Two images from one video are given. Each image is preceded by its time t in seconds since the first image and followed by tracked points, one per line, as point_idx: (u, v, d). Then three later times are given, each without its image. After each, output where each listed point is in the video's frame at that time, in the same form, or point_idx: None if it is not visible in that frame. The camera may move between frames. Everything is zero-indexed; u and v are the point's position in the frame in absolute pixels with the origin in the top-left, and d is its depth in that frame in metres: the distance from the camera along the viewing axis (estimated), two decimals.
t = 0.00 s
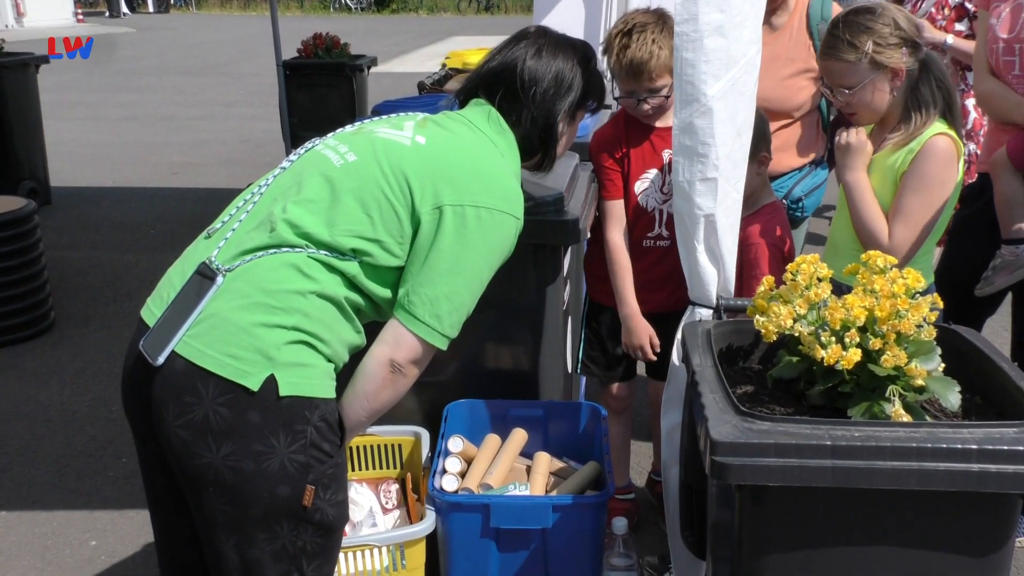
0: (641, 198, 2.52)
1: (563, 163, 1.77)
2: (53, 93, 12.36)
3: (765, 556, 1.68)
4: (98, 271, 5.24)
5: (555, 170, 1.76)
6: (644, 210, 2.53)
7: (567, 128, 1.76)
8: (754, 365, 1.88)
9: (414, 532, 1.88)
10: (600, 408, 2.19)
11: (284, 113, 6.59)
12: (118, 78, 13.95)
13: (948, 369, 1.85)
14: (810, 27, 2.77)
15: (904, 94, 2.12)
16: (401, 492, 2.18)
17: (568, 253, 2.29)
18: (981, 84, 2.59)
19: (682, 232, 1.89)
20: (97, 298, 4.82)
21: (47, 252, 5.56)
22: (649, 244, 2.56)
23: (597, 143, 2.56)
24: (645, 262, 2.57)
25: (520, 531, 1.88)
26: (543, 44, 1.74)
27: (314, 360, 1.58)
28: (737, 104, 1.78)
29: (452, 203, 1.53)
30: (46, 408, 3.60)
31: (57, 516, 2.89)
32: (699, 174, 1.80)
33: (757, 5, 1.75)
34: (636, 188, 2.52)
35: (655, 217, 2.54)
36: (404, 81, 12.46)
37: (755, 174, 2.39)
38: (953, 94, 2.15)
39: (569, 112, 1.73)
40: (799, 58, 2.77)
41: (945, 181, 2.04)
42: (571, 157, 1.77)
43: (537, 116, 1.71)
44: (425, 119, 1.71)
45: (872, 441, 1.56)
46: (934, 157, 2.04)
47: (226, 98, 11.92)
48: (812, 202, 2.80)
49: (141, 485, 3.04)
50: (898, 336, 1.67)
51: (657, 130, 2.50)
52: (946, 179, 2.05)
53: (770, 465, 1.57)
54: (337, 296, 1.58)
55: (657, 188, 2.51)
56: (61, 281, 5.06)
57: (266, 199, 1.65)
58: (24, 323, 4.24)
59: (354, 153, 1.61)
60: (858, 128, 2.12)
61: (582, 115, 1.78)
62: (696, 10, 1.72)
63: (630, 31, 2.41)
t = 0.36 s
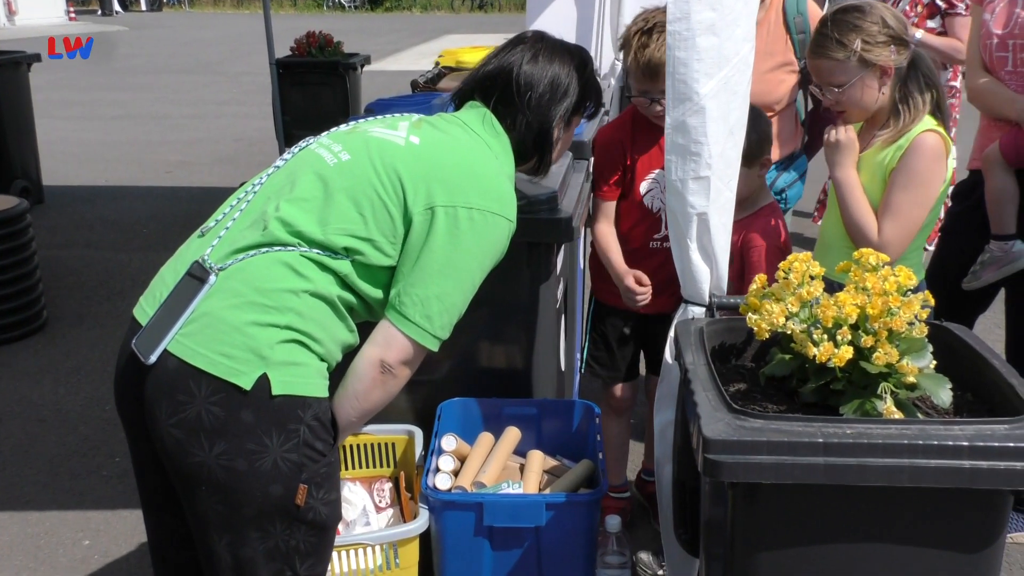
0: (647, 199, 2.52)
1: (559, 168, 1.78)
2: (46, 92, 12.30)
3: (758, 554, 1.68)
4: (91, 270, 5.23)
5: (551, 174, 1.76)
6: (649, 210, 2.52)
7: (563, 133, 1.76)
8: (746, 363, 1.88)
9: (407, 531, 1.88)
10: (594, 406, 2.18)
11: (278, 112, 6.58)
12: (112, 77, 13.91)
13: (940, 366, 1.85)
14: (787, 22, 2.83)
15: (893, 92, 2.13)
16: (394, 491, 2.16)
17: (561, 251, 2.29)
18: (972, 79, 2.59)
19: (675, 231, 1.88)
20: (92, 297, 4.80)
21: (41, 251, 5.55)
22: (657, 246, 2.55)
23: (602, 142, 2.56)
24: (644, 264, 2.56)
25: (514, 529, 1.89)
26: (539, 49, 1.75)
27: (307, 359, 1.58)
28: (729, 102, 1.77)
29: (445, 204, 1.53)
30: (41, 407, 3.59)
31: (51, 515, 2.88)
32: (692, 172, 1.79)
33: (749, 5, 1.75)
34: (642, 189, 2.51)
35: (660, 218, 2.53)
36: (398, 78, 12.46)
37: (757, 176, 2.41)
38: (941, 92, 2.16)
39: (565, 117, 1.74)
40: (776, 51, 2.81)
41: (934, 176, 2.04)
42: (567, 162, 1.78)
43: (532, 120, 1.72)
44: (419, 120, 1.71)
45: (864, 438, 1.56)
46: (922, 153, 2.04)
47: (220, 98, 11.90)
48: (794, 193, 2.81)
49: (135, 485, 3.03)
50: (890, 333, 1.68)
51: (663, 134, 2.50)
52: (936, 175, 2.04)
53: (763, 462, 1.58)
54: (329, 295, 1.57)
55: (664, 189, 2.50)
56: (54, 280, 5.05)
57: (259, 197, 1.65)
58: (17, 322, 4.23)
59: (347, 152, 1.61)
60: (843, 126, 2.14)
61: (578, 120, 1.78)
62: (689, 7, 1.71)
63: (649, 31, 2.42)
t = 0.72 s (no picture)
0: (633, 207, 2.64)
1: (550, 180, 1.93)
2: (60, 108, 12.53)
3: (732, 536, 1.81)
4: (108, 277, 5.38)
5: (542, 186, 1.91)
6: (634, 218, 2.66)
7: (553, 148, 1.91)
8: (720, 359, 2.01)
9: (408, 516, 2.01)
10: (579, 400, 2.31)
11: (283, 128, 6.74)
12: (125, 95, 14.15)
13: (901, 361, 1.99)
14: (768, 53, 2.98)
15: (853, 107, 2.28)
16: (394, 480, 2.31)
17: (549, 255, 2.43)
18: (931, 95, 2.72)
19: (653, 236, 2.01)
20: (109, 302, 4.95)
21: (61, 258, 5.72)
22: (637, 252, 2.67)
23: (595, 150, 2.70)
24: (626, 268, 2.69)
25: (505, 515, 2.02)
26: (530, 70, 1.88)
27: (310, 359, 1.72)
28: (702, 117, 1.91)
29: (440, 214, 1.67)
30: (62, 403, 3.74)
31: (74, 504, 3.02)
32: (668, 183, 1.92)
33: (720, 27, 1.89)
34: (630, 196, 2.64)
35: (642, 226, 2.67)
36: (399, 98, 12.67)
37: (740, 185, 2.53)
38: (897, 106, 2.33)
39: (555, 134, 1.88)
40: (754, 78, 2.95)
41: (890, 185, 2.19)
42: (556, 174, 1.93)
43: (524, 138, 1.87)
44: (417, 136, 1.85)
45: (828, 428, 1.69)
46: (879, 163, 2.19)
47: (228, 113, 12.11)
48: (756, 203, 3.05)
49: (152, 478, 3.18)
50: (852, 331, 1.80)
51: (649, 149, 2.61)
52: (892, 183, 2.20)
53: (735, 451, 1.70)
54: (331, 299, 1.71)
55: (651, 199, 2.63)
56: (71, 285, 5.21)
57: (266, 208, 1.79)
58: (39, 325, 4.38)
59: (350, 166, 1.75)
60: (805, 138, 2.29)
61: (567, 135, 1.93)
62: (663, 29, 1.83)
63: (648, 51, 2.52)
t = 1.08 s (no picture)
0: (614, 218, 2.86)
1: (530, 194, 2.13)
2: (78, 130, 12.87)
3: (694, 517, 1.94)
4: (130, 284, 5.61)
5: (523, 199, 2.12)
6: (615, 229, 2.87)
7: (532, 165, 2.12)
8: (683, 355, 2.20)
9: (401, 501, 2.20)
10: (557, 394, 2.52)
11: (290, 149, 7.00)
12: (139, 118, 14.51)
13: (844, 358, 2.19)
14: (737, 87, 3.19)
15: (801, 128, 2.49)
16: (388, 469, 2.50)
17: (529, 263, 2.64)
18: (873, 118, 3.08)
19: (621, 244, 2.23)
20: (128, 307, 5.18)
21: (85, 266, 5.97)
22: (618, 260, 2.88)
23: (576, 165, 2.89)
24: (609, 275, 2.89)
25: (489, 499, 2.22)
26: (510, 95, 2.10)
27: (311, 357, 1.92)
28: (665, 138, 2.13)
29: (429, 226, 1.88)
30: (85, 401, 3.96)
31: (97, 493, 3.23)
32: (634, 197, 2.15)
33: (681, 57, 2.11)
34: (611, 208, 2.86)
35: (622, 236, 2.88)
36: (399, 120, 13.06)
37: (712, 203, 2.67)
38: (841, 127, 2.54)
39: (533, 152, 2.09)
40: (720, 106, 3.14)
41: (833, 197, 2.43)
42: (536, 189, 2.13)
43: (505, 156, 2.07)
44: (409, 156, 2.07)
45: (779, 417, 1.82)
46: (824, 178, 2.43)
47: (237, 135, 12.43)
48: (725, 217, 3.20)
49: (165, 472, 3.37)
50: (800, 330, 1.97)
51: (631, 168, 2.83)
52: (836, 196, 2.44)
53: (695, 439, 1.83)
54: (330, 303, 1.92)
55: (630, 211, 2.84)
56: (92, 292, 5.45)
57: (273, 221, 2.01)
58: (65, 329, 4.60)
59: (348, 184, 1.97)
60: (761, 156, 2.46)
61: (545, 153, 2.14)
62: (628, 59, 2.07)
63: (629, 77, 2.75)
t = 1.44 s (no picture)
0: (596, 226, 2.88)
1: (507, 205, 2.13)
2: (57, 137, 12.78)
3: (672, 523, 1.94)
4: (108, 293, 5.58)
5: (500, 210, 2.12)
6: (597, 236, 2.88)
7: (508, 176, 2.12)
8: (661, 361, 2.21)
9: (380, 510, 2.21)
10: (537, 400, 2.53)
11: (270, 157, 6.98)
12: (119, 126, 14.43)
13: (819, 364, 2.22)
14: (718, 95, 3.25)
15: (783, 134, 2.52)
16: (368, 477, 2.51)
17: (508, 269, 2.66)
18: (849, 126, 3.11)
19: (599, 251, 2.24)
20: (106, 317, 5.15)
21: (63, 276, 5.93)
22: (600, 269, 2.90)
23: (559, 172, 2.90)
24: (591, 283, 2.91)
25: (469, 507, 2.22)
26: (486, 106, 2.12)
27: (288, 366, 1.92)
28: (641, 145, 2.14)
29: (406, 233, 1.88)
30: (62, 412, 3.94)
31: (74, 505, 3.21)
32: (612, 204, 2.16)
33: (657, 65, 2.13)
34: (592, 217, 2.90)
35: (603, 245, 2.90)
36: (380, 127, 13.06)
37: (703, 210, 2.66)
38: (820, 134, 2.59)
39: (509, 163, 2.10)
40: (700, 113, 3.17)
41: (817, 204, 2.44)
42: (513, 199, 2.13)
43: (481, 166, 2.08)
44: (387, 164, 2.07)
45: (755, 423, 1.81)
46: (807, 186, 2.44)
47: (218, 142, 12.39)
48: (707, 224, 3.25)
49: (143, 483, 3.35)
50: (777, 335, 1.97)
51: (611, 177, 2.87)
52: (819, 203, 2.45)
53: (673, 445, 1.82)
54: (307, 311, 1.92)
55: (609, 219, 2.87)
56: (72, 300, 5.42)
57: (249, 229, 2.00)
58: (43, 339, 4.57)
59: (325, 191, 1.97)
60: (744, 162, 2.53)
61: (521, 164, 2.15)
62: (604, 67, 2.08)
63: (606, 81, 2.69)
